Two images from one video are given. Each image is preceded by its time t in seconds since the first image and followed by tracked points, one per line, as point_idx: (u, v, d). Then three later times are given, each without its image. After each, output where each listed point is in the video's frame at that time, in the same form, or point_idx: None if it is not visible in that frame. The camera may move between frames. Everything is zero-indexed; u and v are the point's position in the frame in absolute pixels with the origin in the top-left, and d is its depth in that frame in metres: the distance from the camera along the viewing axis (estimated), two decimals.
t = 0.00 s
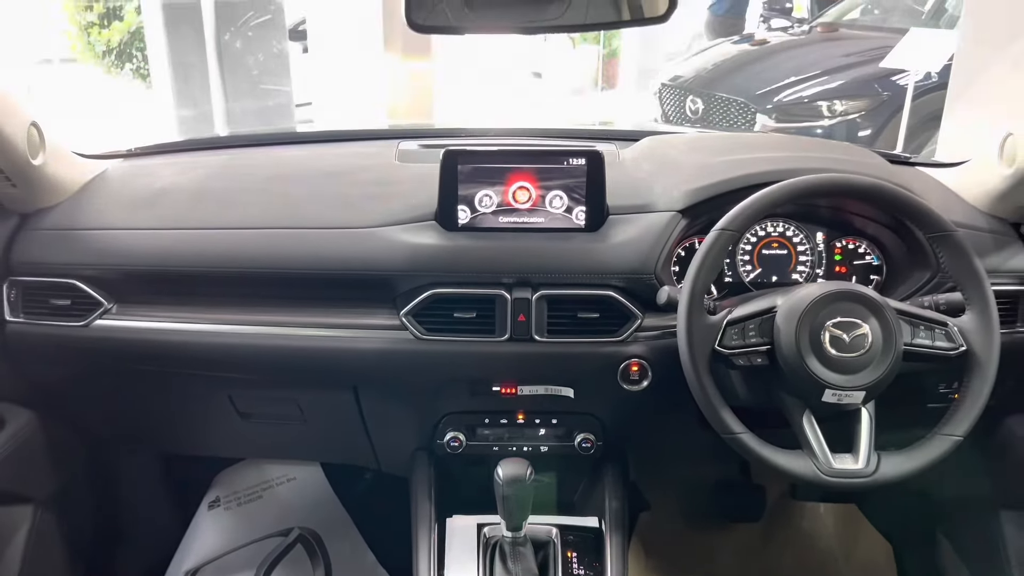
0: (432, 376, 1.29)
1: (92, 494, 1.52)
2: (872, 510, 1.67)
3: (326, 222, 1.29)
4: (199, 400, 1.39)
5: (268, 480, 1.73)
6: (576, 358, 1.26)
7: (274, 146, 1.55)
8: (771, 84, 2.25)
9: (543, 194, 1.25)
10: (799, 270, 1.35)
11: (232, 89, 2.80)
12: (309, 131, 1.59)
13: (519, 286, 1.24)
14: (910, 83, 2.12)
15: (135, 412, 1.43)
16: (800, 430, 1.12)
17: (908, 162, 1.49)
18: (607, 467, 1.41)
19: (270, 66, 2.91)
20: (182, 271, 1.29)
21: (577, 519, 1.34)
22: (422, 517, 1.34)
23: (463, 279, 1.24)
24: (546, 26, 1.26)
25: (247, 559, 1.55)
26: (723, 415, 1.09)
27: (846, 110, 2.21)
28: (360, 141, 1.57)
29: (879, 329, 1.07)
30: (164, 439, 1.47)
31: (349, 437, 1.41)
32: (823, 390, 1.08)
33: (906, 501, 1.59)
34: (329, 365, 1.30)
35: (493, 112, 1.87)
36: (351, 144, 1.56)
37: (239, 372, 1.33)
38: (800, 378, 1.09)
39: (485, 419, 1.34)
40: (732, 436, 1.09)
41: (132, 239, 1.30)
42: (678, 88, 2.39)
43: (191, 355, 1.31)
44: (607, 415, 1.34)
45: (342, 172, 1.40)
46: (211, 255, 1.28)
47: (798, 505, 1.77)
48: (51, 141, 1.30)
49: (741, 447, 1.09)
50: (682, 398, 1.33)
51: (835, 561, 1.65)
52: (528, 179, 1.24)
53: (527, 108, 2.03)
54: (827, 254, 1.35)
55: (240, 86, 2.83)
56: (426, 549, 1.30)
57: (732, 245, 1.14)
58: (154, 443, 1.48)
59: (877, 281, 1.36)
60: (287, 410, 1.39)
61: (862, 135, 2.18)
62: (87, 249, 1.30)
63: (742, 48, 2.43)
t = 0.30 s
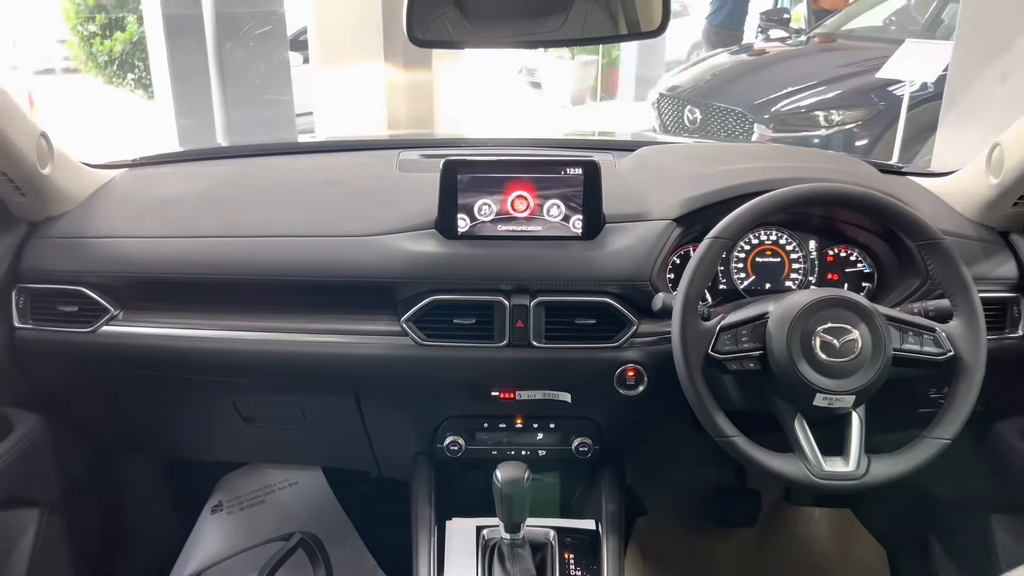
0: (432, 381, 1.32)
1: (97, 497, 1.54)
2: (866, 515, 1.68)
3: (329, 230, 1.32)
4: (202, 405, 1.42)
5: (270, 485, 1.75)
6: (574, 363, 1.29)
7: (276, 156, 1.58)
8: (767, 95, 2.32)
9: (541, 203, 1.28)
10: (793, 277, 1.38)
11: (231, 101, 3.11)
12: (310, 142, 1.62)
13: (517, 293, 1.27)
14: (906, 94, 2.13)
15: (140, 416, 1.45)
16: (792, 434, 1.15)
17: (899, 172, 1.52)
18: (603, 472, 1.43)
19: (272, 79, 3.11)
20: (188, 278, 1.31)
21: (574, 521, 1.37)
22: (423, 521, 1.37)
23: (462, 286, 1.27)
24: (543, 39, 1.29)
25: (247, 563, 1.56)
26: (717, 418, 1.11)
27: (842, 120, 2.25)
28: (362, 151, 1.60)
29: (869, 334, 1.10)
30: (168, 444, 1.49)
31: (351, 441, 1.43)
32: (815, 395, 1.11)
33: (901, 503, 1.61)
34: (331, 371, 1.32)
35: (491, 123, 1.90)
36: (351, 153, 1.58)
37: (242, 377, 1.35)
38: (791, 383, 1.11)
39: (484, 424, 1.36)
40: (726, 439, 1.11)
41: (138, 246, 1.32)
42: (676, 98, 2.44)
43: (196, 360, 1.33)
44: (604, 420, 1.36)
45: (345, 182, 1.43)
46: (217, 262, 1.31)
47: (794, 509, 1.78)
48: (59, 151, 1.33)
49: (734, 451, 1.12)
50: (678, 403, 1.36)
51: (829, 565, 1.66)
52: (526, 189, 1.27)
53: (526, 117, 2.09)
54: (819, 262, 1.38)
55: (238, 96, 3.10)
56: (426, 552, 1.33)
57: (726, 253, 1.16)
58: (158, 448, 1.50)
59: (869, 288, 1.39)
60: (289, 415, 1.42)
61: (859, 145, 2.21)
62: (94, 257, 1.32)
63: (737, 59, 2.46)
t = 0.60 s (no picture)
0: (435, 386, 1.35)
1: (106, 500, 1.57)
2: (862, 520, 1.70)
3: (334, 238, 1.35)
4: (210, 409, 1.45)
5: (275, 488, 1.78)
6: (573, 368, 1.32)
7: (282, 166, 1.62)
8: (766, 105, 2.37)
9: (541, 212, 1.31)
10: (787, 284, 1.41)
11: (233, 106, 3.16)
12: (314, 152, 1.66)
13: (518, 300, 1.30)
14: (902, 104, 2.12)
15: (149, 420, 1.48)
16: (785, 436, 1.18)
17: (891, 182, 1.56)
18: (602, 475, 1.46)
19: (274, 89, 3.21)
20: (196, 285, 1.35)
21: (574, 523, 1.41)
22: (426, 522, 1.40)
23: (464, 293, 1.30)
24: (543, 53, 1.33)
25: (249, 567, 1.59)
26: (712, 422, 1.14)
27: (840, 129, 2.24)
28: (367, 161, 1.63)
29: (860, 340, 1.13)
30: (175, 447, 1.52)
31: (356, 445, 1.47)
32: (807, 399, 1.14)
33: (896, 507, 1.64)
34: (336, 376, 1.36)
35: (491, 133, 1.93)
36: (354, 163, 1.62)
37: (248, 382, 1.39)
38: (784, 387, 1.14)
39: (486, 427, 1.40)
40: (721, 441, 1.14)
41: (148, 254, 1.36)
42: (675, 108, 2.53)
43: (204, 365, 1.37)
44: (603, 424, 1.39)
45: (350, 192, 1.47)
46: (225, 270, 1.34)
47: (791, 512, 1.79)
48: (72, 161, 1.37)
49: (729, 453, 1.15)
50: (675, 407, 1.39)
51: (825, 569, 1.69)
52: (527, 198, 1.31)
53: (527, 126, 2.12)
54: (813, 269, 1.41)
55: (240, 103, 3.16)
56: (428, 552, 1.37)
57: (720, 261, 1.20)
58: (165, 451, 1.54)
59: (861, 295, 1.42)
60: (295, 419, 1.45)
61: (856, 155, 2.19)
62: (105, 265, 1.36)
63: (734, 70, 2.50)
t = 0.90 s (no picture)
0: (434, 391, 1.37)
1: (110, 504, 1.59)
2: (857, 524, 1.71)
3: (335, 246, 1.38)
4: (212, 414, 1.47)
5: (275, 493, 1.80)
6: (569, 374, 1.34)
7: (284, 175, 1.64)
8: (763, 113, 2.39)
9: (538, 221, 1.34)
10: (780, 291, 1.43)
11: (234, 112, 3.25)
12: (316, 161, 1.68)
13: (515, 307, 1.32)
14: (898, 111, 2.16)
15: (152, 425, 1.50)
16: (777, 441, 1.20)
17: (883, 190, 1.58)
18: (598, 479, 1.49)
19: (274, 96, 3.30)
20: (199, 292, 1.37)
21: (569, 526, 1.44)
22: (425, 525, 1.42)
23: (463, 300, 1.32)
24: (540, 64, 1.36)
25: (252, 569, 1.61)
26: (705, 426, 1.16)
27: (837, 137, 2.29)
28: (367, 170, 1.66)
29: (850, 346, 1.15)
30: (178, 452, 1.54)
31: (356, 449, 1.49)
32: (798, 404, 1.16)
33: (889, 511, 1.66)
34: (337, 381, 1.38)
35: (491, 140, 1.96)
36: (355, 172, 1.64)
37: (250, 388, 1.41)
38: (776, 392, 1.17)
39: (484, 432, 1.42)
40: (714, 446, 1.16)
41: (152, 262, 1.38)
42: (673, 115, 2.50)
43: (207, 370, 1.39)
44: (600, 429, 1.42)
45: (351, 200, 1.49)
46: (227, 277, 1.37)
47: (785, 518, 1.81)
48: (77, 170, 1.39)
49: (722, 457, 1.17)
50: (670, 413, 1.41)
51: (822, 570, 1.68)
52: (524, 207, 1.33)
53: (526, 133, 2.14)
54: (806, 276, 1.44)
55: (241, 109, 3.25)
56: (428, 553, 1.39)
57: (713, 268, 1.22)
58: (167, 456, 1.56)
59: (853, 302, 1.44)
60: (296, 424, 1.47)
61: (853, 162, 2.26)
62: (109, 272, 1.38)
63: (732, 78, 2.53)
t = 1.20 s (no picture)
0: (435, 399, 1.39)
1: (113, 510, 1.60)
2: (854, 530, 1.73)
3: (338, 256, 1.40)
4: (215, 421, 1.49)
5: (277, 500, 1.80)
6: (568, 382, 1.36)
7: (287, 185, 1.66)
8: (761, 122, 2.42)
9: (538, 230, 1.36)
10: (777, 300, 1.45)
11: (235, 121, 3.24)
12: (318, 170, 1.70)
13: (515, 315, 1.34)
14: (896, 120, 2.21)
15: (155, 432, 1.52)
16: (773, 448, 1.22)
17: (879, 200, 1.60)
18: (598, 485, 1.50)
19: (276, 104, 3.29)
20: (203, 301, 1.39)
21: (569, 533, 1.46)
22: (426, 531, 1.43)
23: (463, 309, 1.34)
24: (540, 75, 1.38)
25: None
26: (703, 433, 1.18)
27: (835, 144, 2.31)
28: (369, 179, 1.67)
29: (845, 354, 1.17)
30: (181, 458, 1.56)
31: (358, 456, 1.50)
32: (794, 411, 1.18)
33: (886, 518, 1.67)
34: (339, 388, 1.39)
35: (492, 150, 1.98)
36: (357, 182, 1.66)
37: (253, 396, 1.42)
38: (772, 400, 1.18)
39: (484, 439, 1.44)
40: (711, 453, 1.18)
41: (157, 271, 1.40)
42: (672, 123, 2.47)
43: (211, 378, 1.40)
44: (599, 436, 1.44)
45: (353, 210, 1.51)
46: (231, 285, 1.38)
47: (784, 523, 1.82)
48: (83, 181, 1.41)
49: (719, 464, 1.18)
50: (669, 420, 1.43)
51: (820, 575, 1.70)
52: (524, 217, 1.35)
53: (525, 142, 2.16)
54: (802, 286, 1.46)
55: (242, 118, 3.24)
56: (428, 560, 1.41)
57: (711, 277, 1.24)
58: (171, 463, 1.57)
59: (849, 310, 1.46)
60: (299, 431, 1.48)
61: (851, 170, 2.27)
62: (115, 281, 1.40)
63: (730, 88, 2.55)
